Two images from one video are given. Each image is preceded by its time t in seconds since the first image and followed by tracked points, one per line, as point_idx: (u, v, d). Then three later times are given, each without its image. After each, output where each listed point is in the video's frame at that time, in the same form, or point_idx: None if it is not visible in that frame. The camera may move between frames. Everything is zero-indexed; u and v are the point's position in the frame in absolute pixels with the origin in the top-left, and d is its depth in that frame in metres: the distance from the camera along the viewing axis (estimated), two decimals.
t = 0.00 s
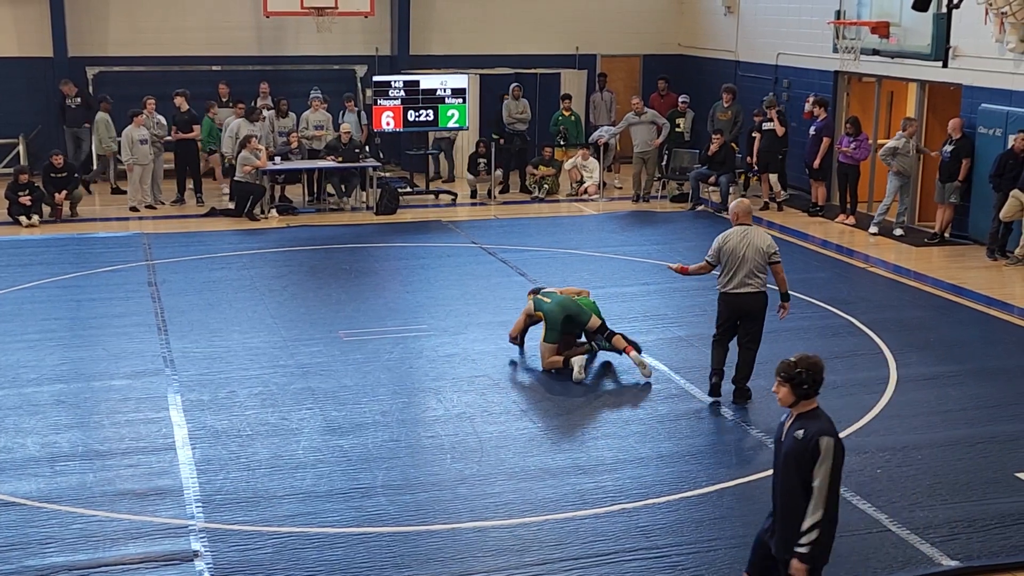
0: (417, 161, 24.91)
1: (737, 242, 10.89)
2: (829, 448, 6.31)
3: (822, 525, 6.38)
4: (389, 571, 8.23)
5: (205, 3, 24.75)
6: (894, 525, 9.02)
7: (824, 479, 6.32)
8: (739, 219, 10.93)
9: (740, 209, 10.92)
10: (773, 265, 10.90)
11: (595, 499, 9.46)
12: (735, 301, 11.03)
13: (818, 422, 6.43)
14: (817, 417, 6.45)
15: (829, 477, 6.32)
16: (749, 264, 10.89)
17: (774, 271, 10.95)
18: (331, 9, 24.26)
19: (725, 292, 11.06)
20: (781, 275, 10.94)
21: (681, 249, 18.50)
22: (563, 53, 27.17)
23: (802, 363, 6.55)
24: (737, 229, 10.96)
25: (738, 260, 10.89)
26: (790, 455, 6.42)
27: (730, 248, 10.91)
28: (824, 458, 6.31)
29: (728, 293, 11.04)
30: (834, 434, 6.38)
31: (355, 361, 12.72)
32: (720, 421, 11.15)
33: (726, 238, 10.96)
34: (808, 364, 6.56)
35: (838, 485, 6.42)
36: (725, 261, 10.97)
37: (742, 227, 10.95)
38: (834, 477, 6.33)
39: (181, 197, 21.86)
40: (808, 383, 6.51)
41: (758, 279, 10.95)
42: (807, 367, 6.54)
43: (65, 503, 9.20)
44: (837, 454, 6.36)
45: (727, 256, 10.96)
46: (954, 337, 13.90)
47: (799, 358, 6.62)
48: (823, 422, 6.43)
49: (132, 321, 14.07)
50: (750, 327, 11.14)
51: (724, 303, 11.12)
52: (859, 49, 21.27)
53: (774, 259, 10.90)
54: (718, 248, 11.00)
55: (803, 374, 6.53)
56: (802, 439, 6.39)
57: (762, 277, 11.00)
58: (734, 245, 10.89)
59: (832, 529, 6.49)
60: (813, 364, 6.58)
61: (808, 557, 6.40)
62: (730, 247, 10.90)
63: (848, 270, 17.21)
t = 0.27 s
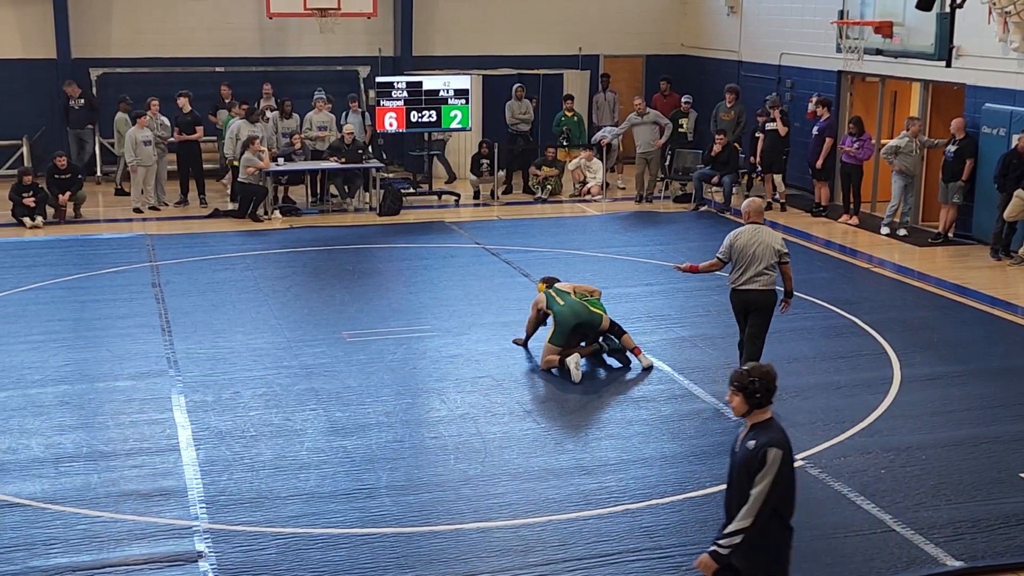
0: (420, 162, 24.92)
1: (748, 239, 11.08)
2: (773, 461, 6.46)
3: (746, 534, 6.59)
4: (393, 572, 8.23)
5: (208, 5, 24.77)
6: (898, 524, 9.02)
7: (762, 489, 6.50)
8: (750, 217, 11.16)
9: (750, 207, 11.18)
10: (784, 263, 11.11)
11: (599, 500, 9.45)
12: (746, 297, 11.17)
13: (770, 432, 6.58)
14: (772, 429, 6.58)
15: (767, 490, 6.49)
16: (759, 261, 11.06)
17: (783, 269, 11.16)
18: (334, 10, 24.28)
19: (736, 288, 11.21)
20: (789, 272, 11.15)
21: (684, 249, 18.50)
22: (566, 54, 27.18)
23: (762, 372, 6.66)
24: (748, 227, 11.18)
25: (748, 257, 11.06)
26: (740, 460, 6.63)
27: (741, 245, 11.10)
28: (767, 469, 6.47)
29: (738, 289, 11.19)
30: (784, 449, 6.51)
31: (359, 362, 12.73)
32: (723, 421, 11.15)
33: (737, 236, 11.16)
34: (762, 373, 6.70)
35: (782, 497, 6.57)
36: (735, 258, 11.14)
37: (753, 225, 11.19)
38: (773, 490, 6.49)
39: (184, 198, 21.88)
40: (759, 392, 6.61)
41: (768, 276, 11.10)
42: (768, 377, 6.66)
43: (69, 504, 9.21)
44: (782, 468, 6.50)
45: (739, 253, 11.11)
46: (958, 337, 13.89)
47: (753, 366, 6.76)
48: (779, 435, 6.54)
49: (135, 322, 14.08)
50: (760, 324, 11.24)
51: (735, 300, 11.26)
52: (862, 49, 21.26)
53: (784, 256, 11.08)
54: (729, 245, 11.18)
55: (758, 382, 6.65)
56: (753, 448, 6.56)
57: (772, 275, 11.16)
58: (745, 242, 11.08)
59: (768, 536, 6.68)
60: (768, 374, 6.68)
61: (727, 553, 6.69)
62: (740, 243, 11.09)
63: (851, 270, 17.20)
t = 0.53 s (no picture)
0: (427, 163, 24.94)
1: (759, 233, 11.44)
2: (728, 452, 6.19)
3: (704, 527, 6.25)
4: (400, 572, 8.24)
5: (215, 6, 24.81)
6: (906, 524, 9.01)
7: (718, 481, 6.20)
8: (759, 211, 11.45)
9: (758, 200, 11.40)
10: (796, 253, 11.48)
11: (606, 500, 9.45)
12: (759, 290, 11.56)
13: (727, 425, 6.30)
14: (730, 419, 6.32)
15: (725, 481, 6.19)
16: (771, 254, 11.43)
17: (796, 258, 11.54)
18: (340, 11, 24.31)
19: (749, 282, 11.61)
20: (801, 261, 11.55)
21: (690, 249, 18.49)
22: (572, 54, 27.18)
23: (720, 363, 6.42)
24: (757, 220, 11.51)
25: (760, 251, 11.44)
26: (696, 454, 6.34)
27: (752, 239, 11.46)
28: (722, 460, 6.19)
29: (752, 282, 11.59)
30: (740, 440, 6.23)
31: (366, 362, 12.75)
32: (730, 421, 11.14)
33: (748, 230, 11.52)
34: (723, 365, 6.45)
35: (738, 490, 6.29)
36: (747, 252, 11.51)
37: (763, 219, 11.49)
38: (731, 482, 6.20)
39: (191, 199, 21.93)
40: (717, 384, 6.34)
41: (781, 267, 11.49)
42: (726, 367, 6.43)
43: (78, 505, 9.24)
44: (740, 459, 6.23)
45: (752, 247, 11.48)
46: (966, 337, 13.87)
47: (712, 358, 6.48)
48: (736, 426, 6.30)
49: (143, 323, 14.12)
50: (774, 315, 11.65)
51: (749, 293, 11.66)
52: (868, 48, 21.24)
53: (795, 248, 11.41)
54: (740, 240, 11.54)
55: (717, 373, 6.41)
56: (707, 440, 6.28)
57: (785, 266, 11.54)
58: (756, 237, 11.45)
59: (722, 531, 6.36)
60: (726, 366, 6.43)
61: (686, 549, 6.33)
62: (751, 238, 11.46)
63: (859, 270, 17.19)
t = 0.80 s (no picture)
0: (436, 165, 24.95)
1: (776, 228, 11.64)
2: (691, 459, 6.10)
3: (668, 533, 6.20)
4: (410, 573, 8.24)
5: (224, 9, 24.86)
6: (917, 525, 8.99)
7: (681, 488, 6.13)
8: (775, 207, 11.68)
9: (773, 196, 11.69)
10: (811, 249, 11.67)
11: (616, 501, 9.44)
12: (776, 284, 11.77)
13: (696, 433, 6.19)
14: (707, 426, 6.19)
15: (689, 488, 6.12)
16: (787, 249, 11.65)
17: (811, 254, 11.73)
18: (349, 13, 24.34)
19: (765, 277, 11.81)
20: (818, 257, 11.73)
21: (700, 250, 18.47)
22: (581, 55, 27.17)
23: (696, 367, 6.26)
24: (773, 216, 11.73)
25: (777, 246, 11.64)
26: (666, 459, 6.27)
27: (769, 234, 11.66)
28: (685, 467, 6.11)
29: (767, 277, 11.79)
30: (707, 449, 6.13)
31: (376, 364, 12.76)
32: (740, 422, 11.13)
33: (765, 225, 11.72)
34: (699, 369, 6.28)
35: (702, 498, 6.21)
36: (763, 247, 11.71)
37: (780, 215, 11.69)
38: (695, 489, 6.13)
39: (201, 202, 21.98)
40: (694, 392, 6.20)
41: (796, 262, 11.71)
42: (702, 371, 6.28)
43: (89, 507, 9.26)
44: (706, 467, 6.14)
45: (769, 243, 11.69)
46: (976, 337, 13.82)
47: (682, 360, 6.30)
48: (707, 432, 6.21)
49: (153, 325, 14.15)
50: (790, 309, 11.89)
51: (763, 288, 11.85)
52: (878, 48, 21.20)
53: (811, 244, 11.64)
54: (757, 235, 11.73)
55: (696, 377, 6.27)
56: (674, 446, 6.21)
57: (801, 260, 11.76)
58: (774, 231, 11.65)
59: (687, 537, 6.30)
60: (701, 371, 6.25)
61: (651, 553, 6.27)
62: (769, 233, 11.66)
63: (869, 270, 17.15)
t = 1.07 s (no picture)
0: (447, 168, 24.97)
1: (800, 225, 11.94)
2: (644, 460, 6.01)
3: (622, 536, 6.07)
4: None
5: (236, 13, 24.93)
6: (931, 526, 8.96)
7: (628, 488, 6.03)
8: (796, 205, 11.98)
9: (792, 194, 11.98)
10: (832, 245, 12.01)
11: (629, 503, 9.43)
12: (799, 280, 12.07)
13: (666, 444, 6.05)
14: (676, 439, 6.05)
15: (635, 489, 6.00)
16: (811, 246, 11.97)
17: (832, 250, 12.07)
18: (360, 17, 24.38)
19: (787, 274, 12.10)
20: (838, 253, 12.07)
21: (712, 251, 18.44)
22: (592, 57, 27.16)
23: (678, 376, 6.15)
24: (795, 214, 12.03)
25: (801, 243, 11.95)
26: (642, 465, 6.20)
27: (793, 232, 11.95)
28: (638, 468, 6.01)
29: (790, 274, 12.08)
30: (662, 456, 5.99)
31: (388, 367, 12.78)
32: (753, 423, 11.11)
33: (788, 224, 12.00)
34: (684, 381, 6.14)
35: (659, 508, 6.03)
36: (787, 245, 11.99)
37: (802, 212, 12.00)
38: (640, 493, 5.99)
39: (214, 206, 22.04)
40: (670, 400, 6.08)
41: (819, 258, 12.03)
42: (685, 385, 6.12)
43: (103, 510, 9.29)
44: (658, 474, 5.98)
45: (793, 239, 11.98)
46: (990, 337, 13.78)
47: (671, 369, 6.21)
48: (673, 443, 6.04)
49: (167, 329, 14.20)
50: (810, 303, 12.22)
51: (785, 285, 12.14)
52: (890, 48, 21.15)
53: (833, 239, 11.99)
54: (780, 233, 11.99)
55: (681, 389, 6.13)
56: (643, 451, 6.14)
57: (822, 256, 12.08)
58: (798, 229, 11.94)
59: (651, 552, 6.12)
60: (682, 382, 6.13)
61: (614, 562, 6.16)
62: (794, 231, 11.94)
63: (882, 271, 17.10)
